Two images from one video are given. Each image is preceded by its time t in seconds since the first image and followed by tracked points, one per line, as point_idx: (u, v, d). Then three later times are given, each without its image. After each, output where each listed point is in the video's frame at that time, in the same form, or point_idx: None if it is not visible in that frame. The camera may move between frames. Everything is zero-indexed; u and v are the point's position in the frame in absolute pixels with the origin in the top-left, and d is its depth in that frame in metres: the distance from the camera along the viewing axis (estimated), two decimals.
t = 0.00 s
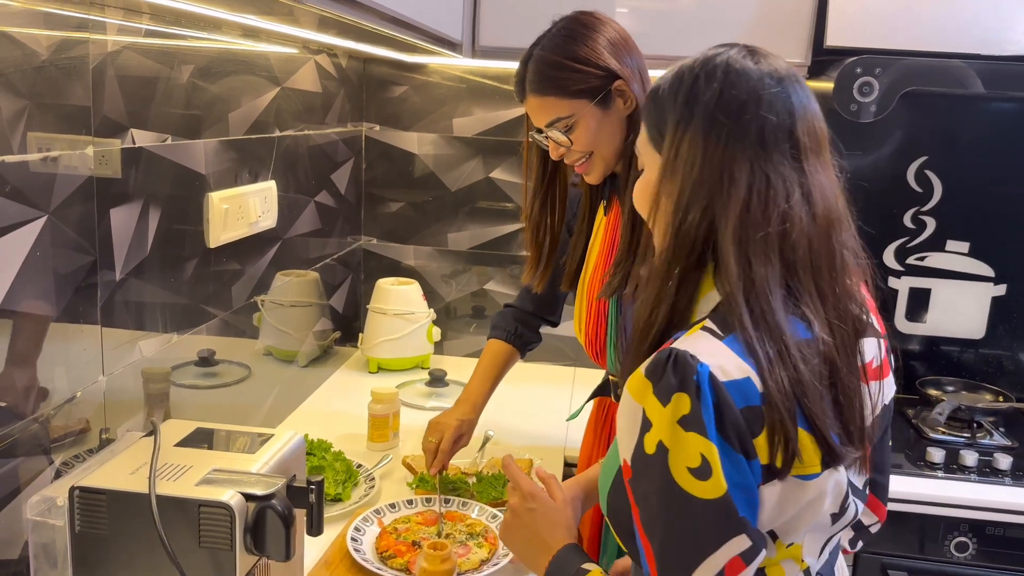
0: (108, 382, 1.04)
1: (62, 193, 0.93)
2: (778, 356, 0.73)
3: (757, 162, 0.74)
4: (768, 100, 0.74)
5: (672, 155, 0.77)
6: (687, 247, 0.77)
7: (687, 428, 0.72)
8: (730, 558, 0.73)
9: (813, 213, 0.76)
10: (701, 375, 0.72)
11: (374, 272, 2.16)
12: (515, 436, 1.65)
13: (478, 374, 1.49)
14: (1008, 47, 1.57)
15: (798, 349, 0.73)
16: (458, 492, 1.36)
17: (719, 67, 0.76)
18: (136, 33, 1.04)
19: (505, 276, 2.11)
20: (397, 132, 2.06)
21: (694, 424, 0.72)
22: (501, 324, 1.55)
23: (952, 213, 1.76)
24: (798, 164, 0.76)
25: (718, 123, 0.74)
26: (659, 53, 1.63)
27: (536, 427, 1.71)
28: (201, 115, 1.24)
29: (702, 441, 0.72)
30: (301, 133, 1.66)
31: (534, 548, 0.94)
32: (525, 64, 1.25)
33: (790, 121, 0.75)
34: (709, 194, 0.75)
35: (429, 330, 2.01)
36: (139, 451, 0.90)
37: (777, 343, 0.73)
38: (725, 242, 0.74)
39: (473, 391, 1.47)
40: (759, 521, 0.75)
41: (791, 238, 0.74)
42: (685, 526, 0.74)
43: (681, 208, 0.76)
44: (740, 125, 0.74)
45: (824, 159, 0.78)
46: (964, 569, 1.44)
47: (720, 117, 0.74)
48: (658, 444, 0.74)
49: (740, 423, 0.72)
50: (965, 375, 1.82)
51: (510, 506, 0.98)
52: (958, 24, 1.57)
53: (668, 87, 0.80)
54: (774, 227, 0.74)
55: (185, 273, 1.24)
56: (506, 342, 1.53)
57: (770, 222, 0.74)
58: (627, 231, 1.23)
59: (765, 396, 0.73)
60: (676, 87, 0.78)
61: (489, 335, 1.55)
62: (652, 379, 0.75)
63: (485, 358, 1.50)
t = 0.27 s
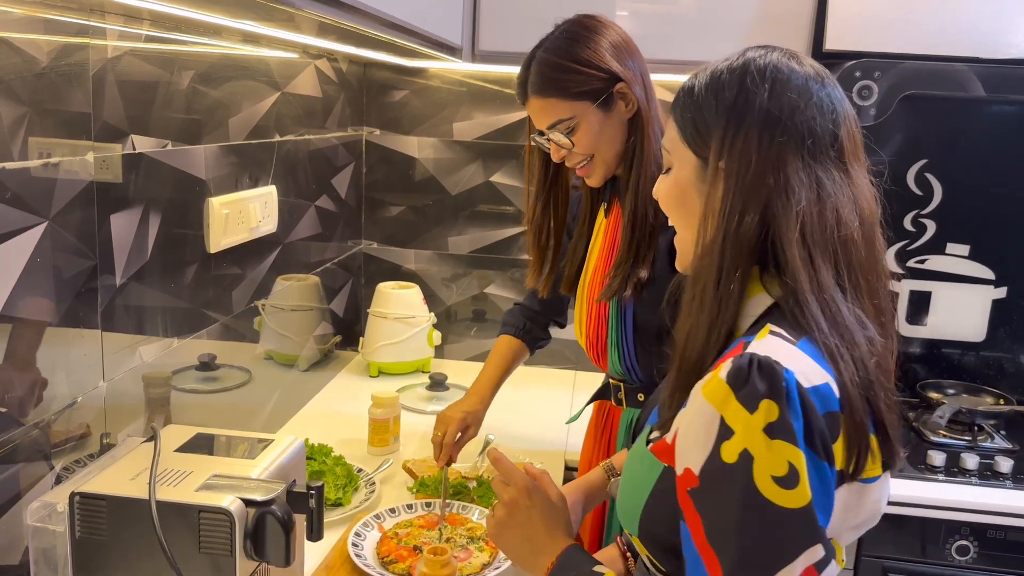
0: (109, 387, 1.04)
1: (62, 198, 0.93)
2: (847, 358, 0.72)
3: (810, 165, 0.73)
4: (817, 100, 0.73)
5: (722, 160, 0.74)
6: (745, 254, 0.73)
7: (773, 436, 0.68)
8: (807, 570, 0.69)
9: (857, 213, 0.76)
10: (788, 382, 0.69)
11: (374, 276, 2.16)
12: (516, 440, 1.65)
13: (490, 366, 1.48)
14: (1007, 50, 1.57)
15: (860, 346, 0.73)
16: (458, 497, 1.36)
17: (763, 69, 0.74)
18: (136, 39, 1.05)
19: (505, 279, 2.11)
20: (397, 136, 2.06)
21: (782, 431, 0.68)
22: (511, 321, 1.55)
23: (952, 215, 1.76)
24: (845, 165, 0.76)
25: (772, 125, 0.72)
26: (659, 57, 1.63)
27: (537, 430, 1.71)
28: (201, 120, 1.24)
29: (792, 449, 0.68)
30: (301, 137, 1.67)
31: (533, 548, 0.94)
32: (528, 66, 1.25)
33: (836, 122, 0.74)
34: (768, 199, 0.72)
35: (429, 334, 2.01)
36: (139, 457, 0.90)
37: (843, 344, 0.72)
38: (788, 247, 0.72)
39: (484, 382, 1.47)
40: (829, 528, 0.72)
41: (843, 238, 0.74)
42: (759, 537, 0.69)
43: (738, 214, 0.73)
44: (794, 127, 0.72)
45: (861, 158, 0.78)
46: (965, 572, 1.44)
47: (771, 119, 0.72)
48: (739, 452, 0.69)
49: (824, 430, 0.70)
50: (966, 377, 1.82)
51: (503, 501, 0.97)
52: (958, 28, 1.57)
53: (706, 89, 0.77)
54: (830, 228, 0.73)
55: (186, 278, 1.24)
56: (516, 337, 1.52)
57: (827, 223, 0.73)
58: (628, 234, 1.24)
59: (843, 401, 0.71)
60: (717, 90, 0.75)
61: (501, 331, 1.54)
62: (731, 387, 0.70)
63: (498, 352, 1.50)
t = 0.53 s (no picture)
0: (110, 390, 1.04)
1: (63, 201, 0.93)
2: (872, 360, 0.74)
3: (838, 169, 0.72)
4: (845, 103, 0.73)
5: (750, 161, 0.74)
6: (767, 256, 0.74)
7: (807, 437, 0.69)
8: (834, 566, 0.70)
9: (880, 215, 0.76)
10: (821, 385, 0.69)
11: (375, 278, 2.16)
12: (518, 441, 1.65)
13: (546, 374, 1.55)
14: (1008, 51, 1.57)
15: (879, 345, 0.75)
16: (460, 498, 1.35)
17: (795, 70, 0.73)
18: (136, 41, 1.05)
19: (506, 281, 2.11)
20: (397, 138, 2.06)
21: (815, 432, 0.68)
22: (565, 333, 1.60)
23: (953, 217, 1.75)
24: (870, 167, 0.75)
25: (800, 128, 0.71)
26: (660, 59, 1.63)
27: (538, 432, 1.71)
28: (201, 122, 1.24)
29: (824, 450, 0.68)
30: (302, 140, 1.67)
31: (563, 529, 0.96)
32: (531, 65, 1.25)
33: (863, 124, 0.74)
34: (794, 202, 0.72)
35: (430, 336, 2.01)
36: (140, 459, 0.90)
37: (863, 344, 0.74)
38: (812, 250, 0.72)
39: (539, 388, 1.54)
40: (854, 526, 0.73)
41: (867, 240, 0.74)
42: (788, 537, 0.69)
43: (764, 215, 0.73)
44: (822, 130, 0.72)
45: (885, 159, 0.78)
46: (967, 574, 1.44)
47: (801, 121, 0.71)
48: (773, 453, 0.69)
49: (852, 429, 0.70)
50: (966, 379, 1.82)
51: (531, 482, 1.01)
52: (959, 29, 1.57)
53: (735, 86, 0.76)
54: (855, 230, 0.74)
55: (186, 281, 1.24)
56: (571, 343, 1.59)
57: (852, 226, 0.73)
58: (628, 236, 1.24)
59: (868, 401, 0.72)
60: (746, 89, 0.75)
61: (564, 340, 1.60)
62: (764, 389, 0.70)
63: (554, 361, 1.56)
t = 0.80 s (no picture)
0: (110, 390, 1.04)
1: (63, 202, 0.93)
2: (878, 344, 0.75)
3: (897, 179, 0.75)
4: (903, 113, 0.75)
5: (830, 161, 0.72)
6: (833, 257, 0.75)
7: (807, 407, 0.69)
8: (832, 535, 0.70)
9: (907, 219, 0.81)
10: (821, 358, 0.70)
11: (375, 279, 2.16)
12: (518, 441, 1.65)
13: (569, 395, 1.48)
14: (1006, 52, 1.58)
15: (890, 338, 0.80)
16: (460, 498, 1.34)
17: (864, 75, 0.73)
18: (137, 42, 1.05)
19: (505, 281, 2.12)
20: (397, 139, 2.06)
21: (815, 402, 0.69)
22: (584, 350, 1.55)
23: (952, 217, 1.75)
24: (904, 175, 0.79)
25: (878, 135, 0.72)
26: (659, 59, 1.64)
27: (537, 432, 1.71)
28: (201, 123, 1.24)
29: (823, 419, 0.68)
30: (302, 140, 1.67)
31: (558, 510, 0.96)
32: (533, 63, 1.26)
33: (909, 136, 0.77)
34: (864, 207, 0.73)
35: (429, 336, 2.01)
36: (140, 460, 0.90)
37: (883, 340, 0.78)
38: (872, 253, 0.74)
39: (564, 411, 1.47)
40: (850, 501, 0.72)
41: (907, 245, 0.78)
42: (786, 508, 0.69)
43: (831, 218, 0.74)
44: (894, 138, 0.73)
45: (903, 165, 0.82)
46: (966, 573, 1.44)
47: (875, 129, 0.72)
48: (774, 422, 0.69)
49: (851, 402, 0.71)
50: (966, 379, 1.82)
51: (534, 464, 1.02)
52: (957, 29, 1.57)
53: (808, 79, 0.73)
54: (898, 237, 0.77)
55: (186, 281, 1.24)
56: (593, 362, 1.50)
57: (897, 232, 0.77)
58: (625, 237, 1.23)
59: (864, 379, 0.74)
60: (822, 85, 0.72)
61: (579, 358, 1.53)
62: (766, 361, 0.71)
63: (578, 376, 1.50)
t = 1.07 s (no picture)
0: (107, 390, 1.04)
1: (60, 200, 0.93)
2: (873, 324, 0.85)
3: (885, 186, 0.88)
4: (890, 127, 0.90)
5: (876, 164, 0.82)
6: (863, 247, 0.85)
7: (831, 376, 0.72)
8: (854, 496, 0.73)
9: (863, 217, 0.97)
10: (841, 330, 0.73)
11: (373, 278, 2.16)
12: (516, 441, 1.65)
13: (563, 399, 1.47)
14: (1005, 51, 1.58)
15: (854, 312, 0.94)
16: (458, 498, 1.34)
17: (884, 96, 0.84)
18: (134, 41, 1.05)
19: (504, 281, 2.11)
20: (396, 138, 2.06)
21: (838, 371, 0.72)
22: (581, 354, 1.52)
23: (949, 217, 1.75)
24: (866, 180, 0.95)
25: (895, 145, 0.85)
26: (658, 59, 1.64)
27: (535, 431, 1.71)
28: (199, 122, 1.24)
29: (847, 386, 0.72)
30: (300, 140, 1.67)
31: (575, 485, 1.00)
32: (534, 57, 1.26)
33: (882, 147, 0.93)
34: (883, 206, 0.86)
35: (428, 336, 2.01)
36: (137, 459, 0.90)
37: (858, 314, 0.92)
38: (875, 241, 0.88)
39: (558, 415, 1.46)
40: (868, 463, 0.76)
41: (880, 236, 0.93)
42: (810, 473, 0.72)
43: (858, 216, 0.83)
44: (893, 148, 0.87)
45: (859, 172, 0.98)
46: (965, 573, 1.44)
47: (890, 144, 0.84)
48: (801, 392, 0.72)
49: (869, 371, 0.74)
50: (964, 378, 1.82)
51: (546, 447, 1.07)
52: (956, 29, 1.57)
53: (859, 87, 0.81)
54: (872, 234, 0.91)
55: (184, 281, 1.24)
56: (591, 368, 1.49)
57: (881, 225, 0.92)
58: (621, 238, 1.23)
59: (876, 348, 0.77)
60: (865, 95, 0.81)
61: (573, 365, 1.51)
62: (791, 335, 0.74)
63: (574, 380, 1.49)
